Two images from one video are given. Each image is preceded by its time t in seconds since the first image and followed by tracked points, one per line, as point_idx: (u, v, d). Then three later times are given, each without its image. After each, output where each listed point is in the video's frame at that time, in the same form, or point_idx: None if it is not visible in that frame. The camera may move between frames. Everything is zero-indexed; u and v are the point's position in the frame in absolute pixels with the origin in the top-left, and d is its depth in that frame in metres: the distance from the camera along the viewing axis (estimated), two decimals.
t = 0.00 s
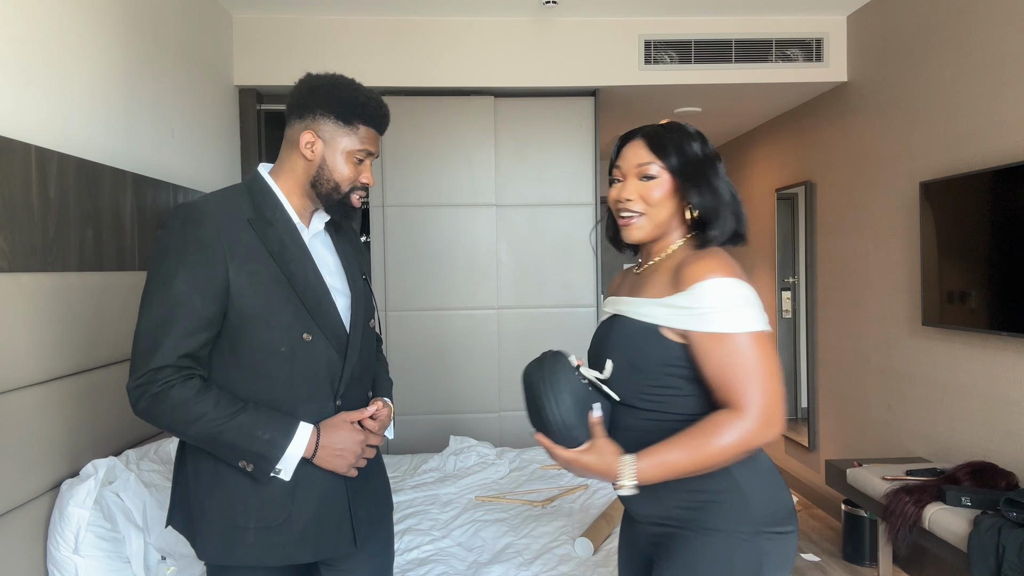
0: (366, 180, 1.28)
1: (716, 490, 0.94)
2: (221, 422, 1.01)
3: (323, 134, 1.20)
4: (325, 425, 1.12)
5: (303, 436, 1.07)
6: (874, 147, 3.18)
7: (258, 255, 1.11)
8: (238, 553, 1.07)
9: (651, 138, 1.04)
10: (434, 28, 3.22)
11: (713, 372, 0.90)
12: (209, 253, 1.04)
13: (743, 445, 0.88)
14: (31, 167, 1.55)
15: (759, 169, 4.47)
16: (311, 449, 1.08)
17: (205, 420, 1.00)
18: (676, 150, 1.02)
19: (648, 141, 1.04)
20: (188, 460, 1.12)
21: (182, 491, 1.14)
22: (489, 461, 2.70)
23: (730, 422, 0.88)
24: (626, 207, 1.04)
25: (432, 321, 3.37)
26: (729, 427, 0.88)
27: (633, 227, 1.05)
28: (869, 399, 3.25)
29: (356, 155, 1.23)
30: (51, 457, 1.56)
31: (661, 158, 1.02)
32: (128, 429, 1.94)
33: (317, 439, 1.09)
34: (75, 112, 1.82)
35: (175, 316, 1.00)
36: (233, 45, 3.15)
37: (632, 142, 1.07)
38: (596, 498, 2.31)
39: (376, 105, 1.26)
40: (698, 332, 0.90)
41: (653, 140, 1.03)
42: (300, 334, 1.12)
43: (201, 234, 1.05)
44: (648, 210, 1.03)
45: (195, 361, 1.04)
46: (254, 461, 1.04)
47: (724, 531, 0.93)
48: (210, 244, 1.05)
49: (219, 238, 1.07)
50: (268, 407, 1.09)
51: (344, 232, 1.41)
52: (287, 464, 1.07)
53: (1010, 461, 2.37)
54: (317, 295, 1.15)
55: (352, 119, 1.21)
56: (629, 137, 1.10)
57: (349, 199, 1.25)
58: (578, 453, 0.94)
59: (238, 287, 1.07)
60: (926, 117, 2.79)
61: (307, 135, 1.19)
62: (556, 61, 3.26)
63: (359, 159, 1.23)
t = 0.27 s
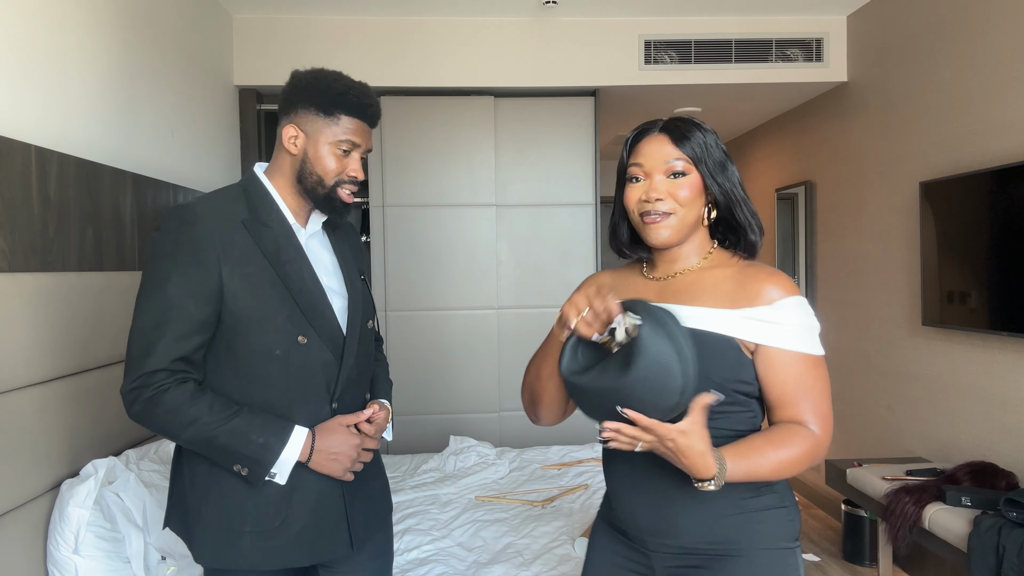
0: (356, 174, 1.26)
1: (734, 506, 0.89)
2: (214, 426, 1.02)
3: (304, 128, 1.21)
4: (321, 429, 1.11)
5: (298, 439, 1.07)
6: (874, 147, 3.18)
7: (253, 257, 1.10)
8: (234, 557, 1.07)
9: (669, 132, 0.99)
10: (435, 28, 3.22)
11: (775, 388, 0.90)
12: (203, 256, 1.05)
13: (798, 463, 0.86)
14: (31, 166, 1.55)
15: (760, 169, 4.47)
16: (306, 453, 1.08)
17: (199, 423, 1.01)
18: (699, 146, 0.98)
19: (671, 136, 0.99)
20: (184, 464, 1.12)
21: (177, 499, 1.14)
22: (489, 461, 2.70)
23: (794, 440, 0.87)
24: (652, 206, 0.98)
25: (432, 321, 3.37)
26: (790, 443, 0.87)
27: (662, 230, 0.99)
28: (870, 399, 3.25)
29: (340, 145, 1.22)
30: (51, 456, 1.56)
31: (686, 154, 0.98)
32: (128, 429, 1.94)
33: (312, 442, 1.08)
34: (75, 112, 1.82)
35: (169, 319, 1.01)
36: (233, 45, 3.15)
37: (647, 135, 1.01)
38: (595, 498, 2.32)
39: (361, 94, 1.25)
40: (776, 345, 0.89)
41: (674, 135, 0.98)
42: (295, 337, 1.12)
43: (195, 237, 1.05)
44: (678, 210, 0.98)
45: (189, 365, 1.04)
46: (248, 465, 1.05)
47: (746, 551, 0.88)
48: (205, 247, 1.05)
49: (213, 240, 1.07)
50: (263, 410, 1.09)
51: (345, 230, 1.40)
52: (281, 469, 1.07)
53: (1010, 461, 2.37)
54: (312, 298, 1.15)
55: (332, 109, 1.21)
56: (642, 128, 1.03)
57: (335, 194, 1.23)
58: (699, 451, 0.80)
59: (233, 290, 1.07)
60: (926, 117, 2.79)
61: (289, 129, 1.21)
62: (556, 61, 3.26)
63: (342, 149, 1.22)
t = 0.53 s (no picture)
0: (344, 166, 1.26)
1: (733, 508, 0.86)
2: (203, 432, 1.02)
3: (284, 123, 1.23)
4: (312, 435, 1.10)
5: (290, 444, 1.07)
6: (874, 147, 3.18)
7: (244, 261, 1.11)
8: (229, 561, 1.07)
9: (658, 119, 0.95)
10: (435, 28, 3.22)
11: (766, 390, 0.89)
12: (193, 260, 1.05)
13: (788, 465, 0.84)
14: (31, 166, 1.55)
15: (759, 168, 4.47)
16: (297, 458, 1.08)
17: (190, 428, 1.01)
18: (689, 134, 0.95)
19: (661, 123, 0.95)
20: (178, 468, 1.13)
21: (173, 504, 1.14)
22: (489, 462, 2.70)
23: (788, 443, 0.85)
24: (641, 194, 0.92)
25: (432, 321, 3.37)
26: (785, 445, 0.84)
27: (650, 221, 0.94)
28: (869, 399, 3.25)
29: (321, 136, 1.22)
30: (51, 456, 1.56)
31: (675, 141, 0.94)
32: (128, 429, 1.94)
33: (304, 448, 1.08)
34: (75, 111, 1.82)
35: (159, 323, 1.01)
36: (233, 45, 3.15)
37: (634, 122, 0.96)
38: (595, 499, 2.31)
39: (348, 87, 1.25)
40: (773, 346, 0.87)
41: (663, 121, 0.95)
42: (287, 340, 1.12)
43: (185, 241, 1.06)
44: (668, 200, 0.93)
45: (179, 369, 1.04)
46: (238, 470, 1.04)
47: (743, 555, 0.85)
48: (195, 251, 1.06)
49: (203, 244, 1.07)
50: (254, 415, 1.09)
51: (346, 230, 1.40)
52: (272, 475, 1.07)
53: (1010, 461, 2.37)
54: (304, 302, 1.15)
55: (309, 100, 1.21)
56: (628, 115, 0.98)
57: (320, 188, 1.22)
58: (703, 457, 0.76)
59: (223, 293, 1.07)
60: (926, 117, 2.79)
61: (271, 125, 1.24)
62: (556, 60, 3.26)
63: (324, 140, 1.23)
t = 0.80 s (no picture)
0: (326, 157, 1.23)
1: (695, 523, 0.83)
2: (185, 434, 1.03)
3: (265, 117, 1.23)
4: (297, 440, 1.09)
5: (273, 448, 1.07)
6: (874, 147, 3.17)
7: (230, 264, 1.12)
8: (215, 564, 1.08)
9: (617, 113, 0.88)
10: (434, 28, 3.22)
11: (723, 399, 0.85)
12: (177, 263, 1.07)
13: (741, 470, 0.82)
14: (31, 167, 1.55)
15: (759, 168, 4.46)
16: (280, 465, 1.07)
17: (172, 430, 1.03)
18: (650, 130, 0.88)
19: (620, 117, 0.88)
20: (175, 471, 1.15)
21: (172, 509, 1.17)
22: (489, 462, 2.70)
23: (744, 450, 0.82)
24: (596, 191, 0.85)
25: (432, 321, 3.37)
26: (740, 451, 0.81)
27: (605, 221, 0.86)
28: (870, 399, 3.25)
29: (296, 126, 1.21)
30: (52, 456, 1.56)
31: (636, 137, 0.87)
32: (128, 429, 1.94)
33: (286, 454, 1.08)
34: (75, 112, 1.82)
35: (145, 325, 1.04)
36: (233, 45, 3.15)
37: (593, 116, 0.89)
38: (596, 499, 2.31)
39: (327, 74, 1.23)
40: (731, 356, 0.84)
41: (623, 115, 0.88)
42: (272, 343, 1.12)
43: (171, 245, 1.08)
44: (625, 199, 0.86)
45: (166, 371, 1.06)
46: (219, 473, 1.05)
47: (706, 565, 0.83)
48: (181, 254, 1.08)
49: (190, 248, 1.09)
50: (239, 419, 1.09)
51: (350, 226, 1.36)
52: (254, 479, 1.06)
53: (1010, 461, 2.37)
54: (289, 304, 1.14)
55: (284, 91, 1.20)
56: (587, 109, 0.91)
57: (300, 177, 1.20)
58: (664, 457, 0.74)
59: (208, 295, 1.09)
60: (926, 117, 2.79)
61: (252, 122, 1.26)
62: (556, 61, 3.26)
63: (300, 131, 1.21)
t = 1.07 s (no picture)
0: (318, 147, 1.21)
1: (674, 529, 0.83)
2: (175, 430, 1.04)
3: (260, 117, 1.25)
4: (283, 441, 1.07)
5: (258, 447, 1.06)
6: (874, 147, 3.17)
7: (226, 261, 1.12)
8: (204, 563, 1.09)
9: (589, 103, 0.88)
10: (434, 28, 3.22)
11: (706, 401, 0.87)
12: (176, 260, 1.08)
13: (724, 474, 0.83)
14: (31, 167, 1.55)
15: (759, 168, 4.46)
16: (263, 464, 1.06)
17: (166, 425, 1.04)
18: (624, 119, 0.87)
19: (593, 107, 0.87)
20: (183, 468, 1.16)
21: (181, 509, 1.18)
22: (490, 462, 2.70)
23: (727, 452, 0.83)
24: (571, 186, 0.85)
25: (432, 321, 3.37)
26: (722, 454, 0.83)
27: (582, 218, 0.86)
28: (870, 399, 3.25)
29: (284, 117, 1.21)
30: (52, 456, 1.56)
31: (609, 128, 0.87)
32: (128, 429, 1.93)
33: (270, 454, 1.06)
34: (75, 111, 1.82)
35: (145, 320, 1.06)
36: (232, 45, 3.15)
37: (565, 106, 0.88)
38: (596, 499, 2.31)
39: (313, 64, 1.22)
40: (717, 359, 0.86)
41: (595, 105, 0.87)
42: (265, 341, 1.11)
43: (171, 242, 1.09)
44: (600, 194, 0.86)
45: (165, 367, 1.07)
46: (208, 470, 1.05)
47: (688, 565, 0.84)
48: (179, 251, 1.09)
49: (189, 244, 1.10)
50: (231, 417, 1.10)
51: (367, 218, 1.31)
52: (243, 478, 1.06)
53: (1011, 461, 2.37)
54: (283, 304, 1.13)
55: (272, 87, 1.21)
56: (556, 99, 0.90)
57: (290, 169, 1.18)
58: (647, 471, 0.74)
59: (206, 292, 1.09)
60: (926, 117, 2.79)
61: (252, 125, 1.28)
62: (556, 60, 3.26)
63: (288, 121, 1.21)
